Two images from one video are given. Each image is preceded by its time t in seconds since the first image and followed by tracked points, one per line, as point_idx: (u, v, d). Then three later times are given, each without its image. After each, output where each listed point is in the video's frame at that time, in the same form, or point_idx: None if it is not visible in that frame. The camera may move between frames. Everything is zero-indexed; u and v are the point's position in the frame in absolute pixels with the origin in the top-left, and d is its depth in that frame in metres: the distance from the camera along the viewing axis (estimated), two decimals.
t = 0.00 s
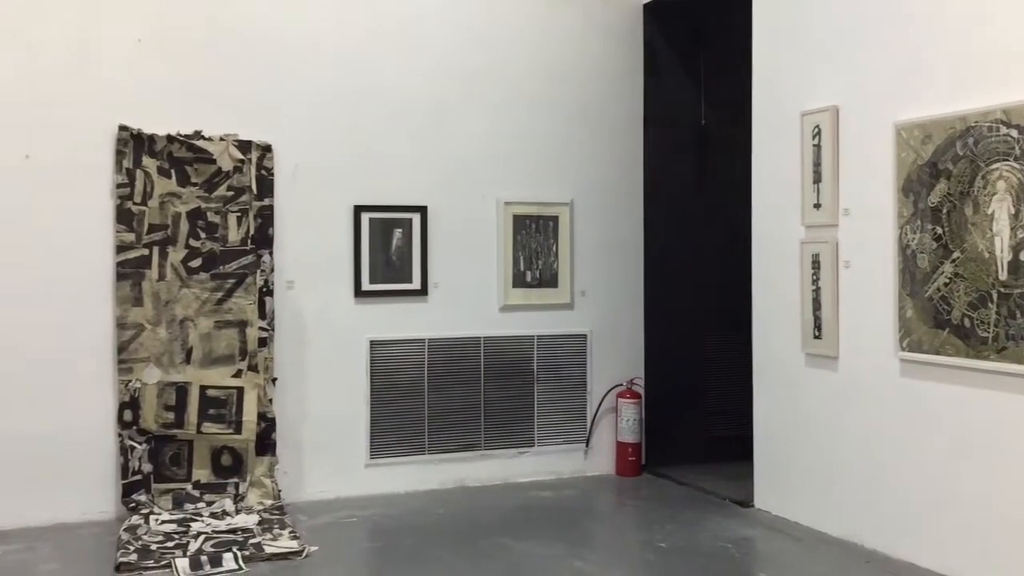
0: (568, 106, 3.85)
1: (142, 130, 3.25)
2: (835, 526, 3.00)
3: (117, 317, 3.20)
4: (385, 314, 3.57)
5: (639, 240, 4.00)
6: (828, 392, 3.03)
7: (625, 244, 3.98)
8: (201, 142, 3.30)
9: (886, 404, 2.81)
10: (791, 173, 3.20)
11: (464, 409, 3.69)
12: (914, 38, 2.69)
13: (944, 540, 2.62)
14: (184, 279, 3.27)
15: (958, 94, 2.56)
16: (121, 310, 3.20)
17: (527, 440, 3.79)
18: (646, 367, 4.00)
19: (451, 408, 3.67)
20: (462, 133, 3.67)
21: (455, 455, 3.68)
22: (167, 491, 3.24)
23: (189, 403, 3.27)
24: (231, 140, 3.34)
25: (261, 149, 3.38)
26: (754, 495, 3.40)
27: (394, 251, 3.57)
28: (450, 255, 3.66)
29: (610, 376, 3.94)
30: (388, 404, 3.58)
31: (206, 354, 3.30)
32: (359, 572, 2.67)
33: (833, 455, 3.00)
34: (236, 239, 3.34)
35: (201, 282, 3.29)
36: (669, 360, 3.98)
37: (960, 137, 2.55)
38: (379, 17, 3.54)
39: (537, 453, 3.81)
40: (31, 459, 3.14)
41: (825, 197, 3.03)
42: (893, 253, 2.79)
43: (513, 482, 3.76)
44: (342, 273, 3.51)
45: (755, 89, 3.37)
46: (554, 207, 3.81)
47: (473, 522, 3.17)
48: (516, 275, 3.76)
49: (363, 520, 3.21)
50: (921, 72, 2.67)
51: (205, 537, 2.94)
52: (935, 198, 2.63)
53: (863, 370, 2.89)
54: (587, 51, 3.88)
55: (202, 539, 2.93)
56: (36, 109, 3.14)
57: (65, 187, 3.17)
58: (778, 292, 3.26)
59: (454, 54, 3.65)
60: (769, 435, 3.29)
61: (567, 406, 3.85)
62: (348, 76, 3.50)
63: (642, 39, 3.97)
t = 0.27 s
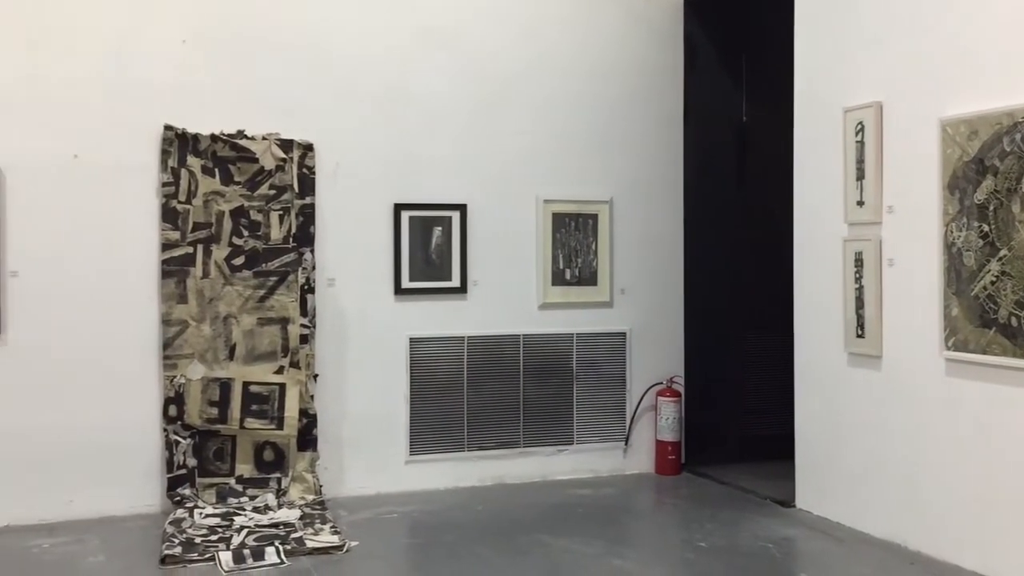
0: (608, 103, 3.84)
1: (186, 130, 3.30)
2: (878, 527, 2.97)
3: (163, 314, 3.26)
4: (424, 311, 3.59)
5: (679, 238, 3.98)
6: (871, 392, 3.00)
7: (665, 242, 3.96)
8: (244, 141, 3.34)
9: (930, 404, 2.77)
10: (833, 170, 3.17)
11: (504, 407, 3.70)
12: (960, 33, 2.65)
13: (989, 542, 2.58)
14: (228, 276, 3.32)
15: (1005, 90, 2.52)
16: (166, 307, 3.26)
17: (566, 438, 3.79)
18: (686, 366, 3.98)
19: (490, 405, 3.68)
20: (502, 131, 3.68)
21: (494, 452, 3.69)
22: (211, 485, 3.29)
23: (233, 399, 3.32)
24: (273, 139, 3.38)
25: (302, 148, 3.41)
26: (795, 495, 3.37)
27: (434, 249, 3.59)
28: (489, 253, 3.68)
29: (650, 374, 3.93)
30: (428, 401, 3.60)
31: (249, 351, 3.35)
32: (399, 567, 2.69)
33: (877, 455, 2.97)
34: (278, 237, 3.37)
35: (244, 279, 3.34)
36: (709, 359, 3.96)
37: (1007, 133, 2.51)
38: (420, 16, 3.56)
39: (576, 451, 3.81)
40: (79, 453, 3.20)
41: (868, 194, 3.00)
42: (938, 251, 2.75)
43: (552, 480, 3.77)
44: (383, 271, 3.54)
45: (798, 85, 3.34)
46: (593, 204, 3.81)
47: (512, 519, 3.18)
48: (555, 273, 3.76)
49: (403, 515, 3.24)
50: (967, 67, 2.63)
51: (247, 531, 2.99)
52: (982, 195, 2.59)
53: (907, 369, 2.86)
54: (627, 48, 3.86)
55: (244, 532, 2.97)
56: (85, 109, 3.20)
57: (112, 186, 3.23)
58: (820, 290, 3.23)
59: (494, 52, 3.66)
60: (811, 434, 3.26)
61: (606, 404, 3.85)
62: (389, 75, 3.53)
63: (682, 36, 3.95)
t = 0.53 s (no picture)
0: (646, 104, 3.82)
1: (227, 132, 3.34)
2: (919, 532, 2.93)
3: (203, 313, 3.30)
4: (461, 311, 3.60)
5: (717, 239, 3.96)
6: (912, 394, 2.96)
7: (702, 243, 3.94)
8: (283, 143, 3.37)
9: (973, 407, 2.73)
10: (874, 170, 3.13)
11: (540, 407, 3.70)
12: (1004, 30, 2.61)
13: None
14: (267, 276, 3.35)
15: None
16: (206, 307, 3.29)
17: (602, 439, 3.78)
18: (724, 367, 3.95)
19: (527, 406, 3.68)
20: (539, 132, 3.68)
21: (530, 452, 3.69)
22: (250, 483, 3.33)
23: (272, 398, 3.35)
24: (312, 141, 3.41)
25: (341, 149, 3.44)
26: (834, 499, 3.33)
27: (471, 249, 3.60)
28: (526, 254, 3.68)
29: (687, 375, 3.91)
30: (465, 401, 3.61)
31: (287, 350, 3.38)
32: (436, 566, 2.70)
33: (918, 459, 2.93)
34: (317, 237, 3.40)
35: (282, 279, 3.37)
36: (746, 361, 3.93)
37: None
38: (457, 18, 3.57)
39: (612, 452, 3.80)
40: (122, 450, 3.25)
41: (909, 194, 2.96)
42: (981, 252, 2.71)
43: (588, 481, 3.76)
44: (419, 271, 3.55)
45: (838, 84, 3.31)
46: (630, 205, 3.79)
47: (548, 520, 3.18)
48: (592, 273, 3.76)
49: (440, 515, 3.25)
50: (1011, 65, 2.59)
51: (286, 529, 3.01)
52: None
53: (949, 372, 2.82)
54: (664, 48, 3.85)
55: (283, 530, 3.00)
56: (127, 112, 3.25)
57: (154, 187, 3.28)
58: (860, 291, 3.19)
59: (531, 52, 3.66)
60: (850, 437, 3.22)
61: (643, 406, 3.83)
62: (426, 76, 3.54)
63: (720, 35, 3.93)
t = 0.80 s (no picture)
0: (681, 105, 3.81)
1: (264, 134, 3.37)
2: (958, 539, 2.89)
3: (240, 314, 3.33)
4: (495, 313, 3.61)
5: (753, 241, 3.93)
6: (951, 399, 2.92)
7: (737, 245, 3.92)
8: (319, 145, 3.40)
9: (1014, 413, 2.68)
10: (913, 172, 3.10)
11: (573, 410, 3.69)
12: None
13: None
14: (303, 278, 3.38)
15: None
16: (243, 308, 3.33)
17: (636, 442, 3.77)
18: (760, 370, 3.92)
19: (560, 408, 3.68)
20: (574, 134, 3.68)
21: (564, 455, 3.69)
22: (285, 483, 3.36)
23: (307, 398, 3.38)
24: (347, 143, 3.43)
25: (376, 151, 3.46)
26: (872, 505, 3.30)
27: (505, 251, 3.60)
28: (560, 256, 3.68)
29: (722, 379, 3.88)
30: (498, 403, 3.61)
31: (323, 351, 3.41)
32: (470, 568, 2.71)
33: (957, 465, 2.89)
34: (352, 239, 3.43)
35: (318, 281, 3.40)
36: (782, 364, 3.90)
37: None
38: (492, 20, 3.58)
39: (646, 455, 3.79)
40: (160, 449, 3.29)
41: (949, 197, 2.92)
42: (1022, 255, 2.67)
43: (622, 484, 3.75)
44: (454, 273, 3.57)
45: (876, 86, 3.27)
46: (665, 207, 3.78)
47: (582, 522, 3.17)
48: (626, 276, 3.75)
49: (473, 516, 3.25)
50: None
51: (321, 529, 3.04)
52: None
53: (990, 377, 2.77)
54: (700, 50, 3.83)
55: (318, 530, 3.02)
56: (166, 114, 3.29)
57: (192, 189, 3.32)
58: (899, 294, 3.16)
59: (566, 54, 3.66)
60: (888, 442, 3.19)
61: (677, 409, 3.82)
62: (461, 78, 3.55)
63: (757, 36, 3.90)
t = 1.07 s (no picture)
0: (713, 108, 3.79)
1: (297, 138, 3.40)
2: (995, 547, 2.84)
3: (273, 316, 3.36)
4: (526, 316, 3.61)
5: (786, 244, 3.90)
6: (988, 405, 2.88)
7: (771, 248, 3.89)
8: (351, 149, 3.42)
9: None
10: (949, 174, 3.06)
11: (605, 413, 3.68)
12: None
13: None
14: (335, 280, 3.40)
15: None
16: (276, 310, 3.35)
17: (667, 446, 3.75)
18: (792, 375, 3.89)
19: (591, 411, 3.67)
20: (605, 136, 3.67)
21: (594, 458, 3.68)
22: (317, 484, 3.38)
23: (338, 400, 3.40)
24: (379, 147, 3.45)
25: (407, 154, 3.47)
26: (907, 511, 3.26)
27: (536, 254, 3.60)
28: (592, 259, 3.67)
29: (754, 383, 3.86)
30: (529, 406, 3.61)
31: (354, 353, 3.43)
32: (500, 570, 2.71)
33: (994, 472, 2.85)
34: (383, 242, 3.44)
35: (350, 283, 3.42)
36: (815, 368, 3.86)
37: None
38: (523, 23, 3.59)
39: (677, 459, 3.77)
40: (194, 449, 3.33)
41: (986, 200, 2.88)
42: None
43: (653, 489, 3.73)
44: (485, 276, 3.57)
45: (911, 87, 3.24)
46: (697, 210, 3.76)
47: (612, 526, 3.16)
48: (657, 279, 3.73)
49: (503, 519, 3.26)
50: None
51: (352, 530, 3.05)
52: None
53: None
54: (732, 52, 3.81)
55: (349, 531, 3.04)
56: (201, 118, 3.33)
57: (226, 192, 3.35)
58: (935, 298, 3.12)
59: (597, 57, 3.66)
60: (924, 448, 3.15)
61: (709, 413, 3.79)
62: (492, 82, 3.56)
63: (790, 38, 3.87)
